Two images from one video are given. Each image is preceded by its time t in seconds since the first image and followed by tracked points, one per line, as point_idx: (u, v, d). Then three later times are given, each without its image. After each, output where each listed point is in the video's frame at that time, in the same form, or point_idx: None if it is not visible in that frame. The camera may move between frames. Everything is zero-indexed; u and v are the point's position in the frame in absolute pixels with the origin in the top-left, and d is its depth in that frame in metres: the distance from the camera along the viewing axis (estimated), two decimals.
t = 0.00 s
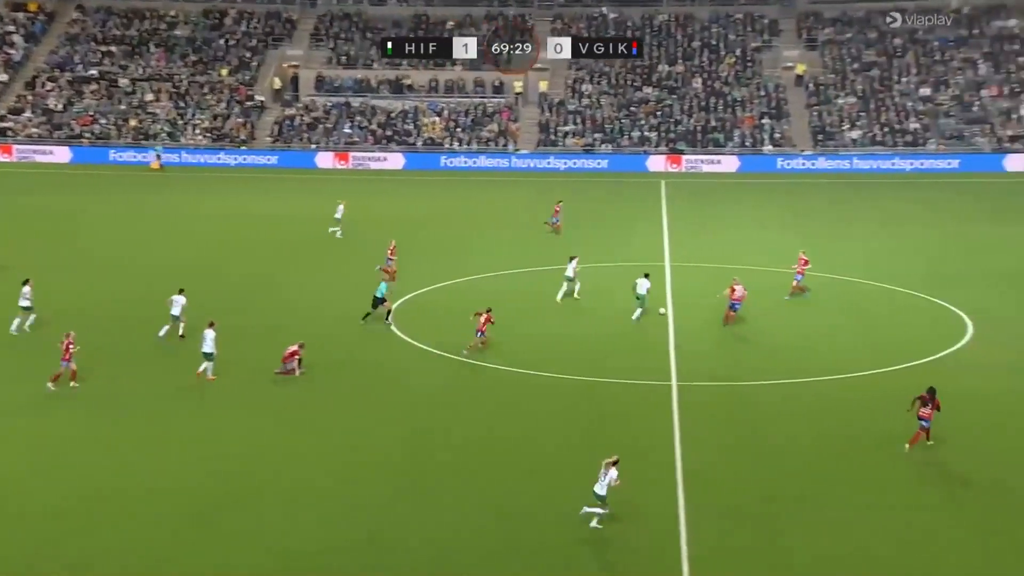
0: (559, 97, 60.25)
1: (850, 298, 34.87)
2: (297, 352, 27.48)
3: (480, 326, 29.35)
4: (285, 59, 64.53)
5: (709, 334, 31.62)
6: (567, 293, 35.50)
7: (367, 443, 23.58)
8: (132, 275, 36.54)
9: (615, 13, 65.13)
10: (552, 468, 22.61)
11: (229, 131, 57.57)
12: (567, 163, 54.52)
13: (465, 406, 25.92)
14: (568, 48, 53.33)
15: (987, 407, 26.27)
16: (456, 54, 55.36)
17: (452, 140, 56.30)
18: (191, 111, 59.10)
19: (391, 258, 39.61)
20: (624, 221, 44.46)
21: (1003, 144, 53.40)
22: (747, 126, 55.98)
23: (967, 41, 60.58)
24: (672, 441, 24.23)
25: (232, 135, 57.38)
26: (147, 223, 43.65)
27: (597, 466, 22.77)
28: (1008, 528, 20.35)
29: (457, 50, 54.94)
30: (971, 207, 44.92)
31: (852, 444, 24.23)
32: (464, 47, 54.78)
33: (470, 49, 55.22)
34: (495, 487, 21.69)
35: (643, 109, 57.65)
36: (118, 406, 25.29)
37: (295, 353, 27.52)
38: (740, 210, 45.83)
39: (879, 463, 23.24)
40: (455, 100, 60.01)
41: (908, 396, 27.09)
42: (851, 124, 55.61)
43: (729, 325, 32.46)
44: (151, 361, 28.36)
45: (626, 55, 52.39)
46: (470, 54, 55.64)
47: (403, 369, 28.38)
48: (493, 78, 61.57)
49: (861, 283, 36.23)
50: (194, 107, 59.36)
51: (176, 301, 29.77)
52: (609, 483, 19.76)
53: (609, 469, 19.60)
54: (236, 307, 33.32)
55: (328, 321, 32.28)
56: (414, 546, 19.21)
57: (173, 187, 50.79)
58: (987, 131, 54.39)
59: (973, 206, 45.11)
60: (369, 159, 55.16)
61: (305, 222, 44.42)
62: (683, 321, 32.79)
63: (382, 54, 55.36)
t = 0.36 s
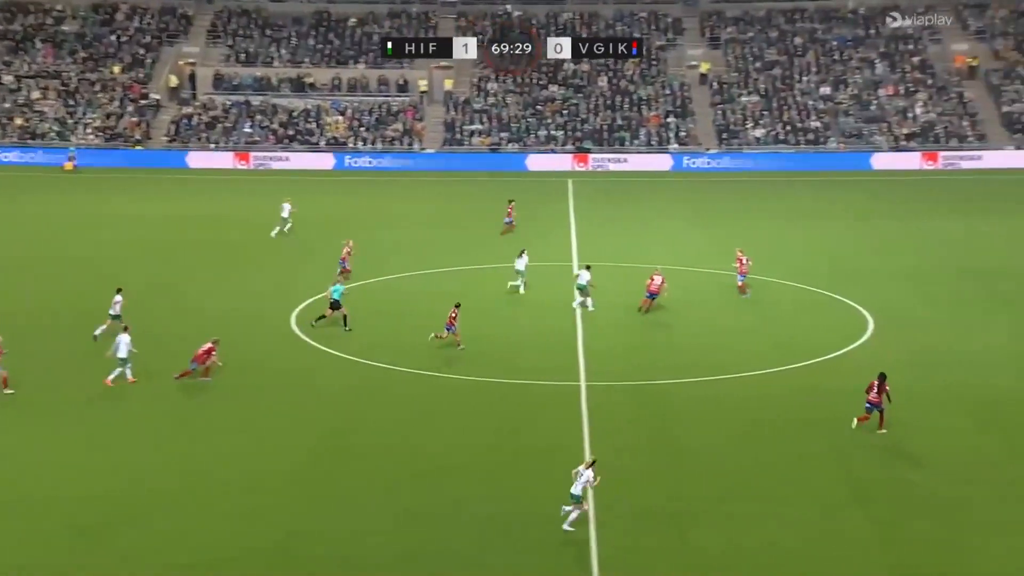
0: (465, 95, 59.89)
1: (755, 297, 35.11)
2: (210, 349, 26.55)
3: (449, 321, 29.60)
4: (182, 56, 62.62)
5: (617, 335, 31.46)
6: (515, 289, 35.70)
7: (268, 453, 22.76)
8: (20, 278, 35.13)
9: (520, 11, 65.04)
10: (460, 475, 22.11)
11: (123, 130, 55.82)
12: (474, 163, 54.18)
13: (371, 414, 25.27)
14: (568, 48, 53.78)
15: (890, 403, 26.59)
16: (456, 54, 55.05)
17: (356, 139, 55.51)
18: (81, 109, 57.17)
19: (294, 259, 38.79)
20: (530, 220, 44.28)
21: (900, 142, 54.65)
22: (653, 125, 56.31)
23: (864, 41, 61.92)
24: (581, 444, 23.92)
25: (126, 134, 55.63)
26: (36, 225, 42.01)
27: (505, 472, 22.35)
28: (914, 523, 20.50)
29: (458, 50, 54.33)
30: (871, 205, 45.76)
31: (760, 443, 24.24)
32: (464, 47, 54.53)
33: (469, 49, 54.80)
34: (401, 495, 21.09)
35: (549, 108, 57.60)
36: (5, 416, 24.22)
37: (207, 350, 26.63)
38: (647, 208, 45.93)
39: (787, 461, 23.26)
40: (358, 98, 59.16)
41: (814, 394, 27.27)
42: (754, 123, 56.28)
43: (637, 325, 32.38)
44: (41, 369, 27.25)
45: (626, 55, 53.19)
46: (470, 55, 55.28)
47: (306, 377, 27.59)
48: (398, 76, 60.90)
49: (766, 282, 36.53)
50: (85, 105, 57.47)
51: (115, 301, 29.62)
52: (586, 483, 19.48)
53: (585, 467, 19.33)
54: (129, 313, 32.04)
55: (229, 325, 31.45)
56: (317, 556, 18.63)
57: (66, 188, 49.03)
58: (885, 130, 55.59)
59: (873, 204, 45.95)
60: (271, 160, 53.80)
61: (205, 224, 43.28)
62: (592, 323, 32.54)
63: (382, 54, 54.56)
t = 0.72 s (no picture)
0: (374, 95, 59.15)
1: (670, 298, 35.14)
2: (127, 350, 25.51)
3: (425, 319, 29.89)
4: (78, 55, 60.52)
5: (533, 339, 31.14)
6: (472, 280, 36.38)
7: (171, 465, 21.97)
8: None
9: (430, 9, 64.53)
10: (377, 485, 21.53)
11: (17, 132, 53.84)
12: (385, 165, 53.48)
13: (284, 423, 24.51)
14: (568, 48, 55.45)
15: (805, 402, 26.76)
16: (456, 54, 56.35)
17: (263, 140, 54.42)
18: None
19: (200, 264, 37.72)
20: (443, 221, 43.81)
21: (808, 142, 55.46)
22: (566, 126, 56.25)
23: (772, 41, 62.72)
24: (500, 449, 23.51)
25: (20, 136, 53.66)
26: None
27: (423, 479, 21.83)
28: (834, 520, 20.57)
29: (457, 50, 55.57)
30: (782, 205, 46.28)
31: (679, 444, 24.11)
32: (464, 47, 56.07)
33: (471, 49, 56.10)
34: (317, 506, 20.44)
35: (461, 108, 57.16)
36: None
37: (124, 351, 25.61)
38: (562, 209, 45.78)
39: (707, 461, 23.18)
40: (265, 99, 57.99)
41: (731, 394, 27.30)
42: (666, 123, 56.57)
43: (553, 328, 32.12)
44: None
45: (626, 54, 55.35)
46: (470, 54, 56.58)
47: (213, 386, 26.71)
48: (305, 76, 59.87)
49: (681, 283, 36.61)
50: None
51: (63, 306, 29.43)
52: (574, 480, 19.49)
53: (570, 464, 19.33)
54: (25, 321, 30.64)
55: (131, 334, 30.38)
56: (229, 570, 17.98)
57: None
58: (794, 130, 56.37)
59: (784, 204, 46.51)
60: (175, 162, 52.22)
61: (105, 228, 41.86)
62: (508, 327, 32.15)
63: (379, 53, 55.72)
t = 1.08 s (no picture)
0: (303, 98, 58.30)
1: (603, 302, 35.02)
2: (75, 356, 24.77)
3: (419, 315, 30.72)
4: None
5: (466, 346, 30.81)
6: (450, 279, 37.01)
7: (91, 478, 21.24)
8: None
9: (358, 12, 63.95)
10: (307, 494, 21.01)
11: None
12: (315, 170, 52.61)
13: (207, 432, 23.87)
14: (568, 48, 55.91)
15: (739, 404, 26.77)
16: (456, 54, 56.67)
17: (188, 144, 53.25)
18: None
19: (120, 271, 36.65)
20: (373, 226, 43.20)
21: (740, 145, 55.81)
22: (498, 129, 55.94)
23: (703, 44, 63.06)
24: (433, 456, 23.12)
25: None
26: None
27: (354, 487, 21.36)
28: (769, 521, 20.52)
29: (457, 50, 56.22)
30: (714, 208, 46.46)
31: (614, 448, 23.93)
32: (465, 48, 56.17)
33: (470, 49, 56.55)
34: (245, 516, 19.87)
35: (392, 112, 56.55)
36: None
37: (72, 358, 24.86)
38: (494, 213, 45.42)
39: (642, 464, 23.03)
40: (190, 102, 56.77)
41: (665, 398, 27.22)
42: (599, 126, 56.55)
43: (485, 335, 31.83)
44: None
45: (625, 54, 55.85)
46: (469, 54, 57.00)
47: (134, 395, 25.94)
48: (232, 79, 58.59)
49: (614, 286, 36.55)
50: None
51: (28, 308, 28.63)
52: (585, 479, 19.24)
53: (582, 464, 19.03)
54: None
55: (48, 342, 29.37)
56: None
57: None
58: (725, 133, 56.70)
59: (716, 206, 46.70)
60: (95, 166, 50.91)
61: (21, 234, 40.50)
62: (440, 334, 31.76)
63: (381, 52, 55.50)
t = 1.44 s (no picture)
0: (240, 102, 57.34)
1: (547, 307, 34.67)
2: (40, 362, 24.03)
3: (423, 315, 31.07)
4: None
5: (409, 351, 30.46)
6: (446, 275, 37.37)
7: (26, 494, 20.64)
8: None
9: (296, 14, 63.07)
10: (248, 509, 20.38)
11: None
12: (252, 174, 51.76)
13: (146, 442, 23.33)
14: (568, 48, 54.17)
15: (687, 409, 26.56)
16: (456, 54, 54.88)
17: (121, 148, 52.00)
18: None
19: (50, 277, 35.68)
20: (314, 231, 42.49)
21: (683, 149, 55.88)
22: (440, 133, 55.48)
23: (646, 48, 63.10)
24: (378, 467, 22.61)
25: None
26: None
27: (297, 501, 20.78)
28: (720, 526, 20.28)
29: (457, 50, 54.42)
30: (659, 212, 46.34)
31: (563, 456, 23.58)
32: (465, 48, 54.55)
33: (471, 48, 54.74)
34: (184, 533, 19.21)
35: (331, 116, 55.78)
36: None
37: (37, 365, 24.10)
38: (437, 217, 44.87)
39: (592, 469, 22.71)
40: (123, 105, 55.55)
41: (613, 404, 26.95)
42: (542, 130, 56.40)
43: (429, 342, 31.36)
44: None
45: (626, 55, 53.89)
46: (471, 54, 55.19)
47: (68, 407, 25.27)
48: (166, 82, 57.56)
49: (559, 291, 36.26)
50: None
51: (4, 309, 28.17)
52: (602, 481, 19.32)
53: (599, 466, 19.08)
54: None
55: None
56: None
57: None
58: (668, 136, 56.74)
59: (661, 210, 46.60)
60: (23, 170, 49.69)
61: None
62: (382, 343, 31.19)
63: (381, 53, 53.49)
